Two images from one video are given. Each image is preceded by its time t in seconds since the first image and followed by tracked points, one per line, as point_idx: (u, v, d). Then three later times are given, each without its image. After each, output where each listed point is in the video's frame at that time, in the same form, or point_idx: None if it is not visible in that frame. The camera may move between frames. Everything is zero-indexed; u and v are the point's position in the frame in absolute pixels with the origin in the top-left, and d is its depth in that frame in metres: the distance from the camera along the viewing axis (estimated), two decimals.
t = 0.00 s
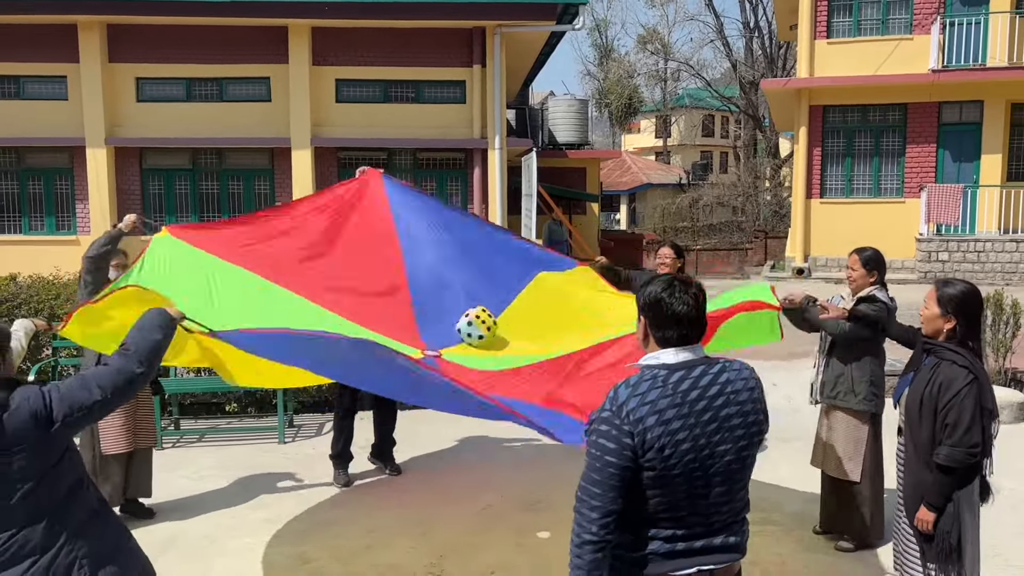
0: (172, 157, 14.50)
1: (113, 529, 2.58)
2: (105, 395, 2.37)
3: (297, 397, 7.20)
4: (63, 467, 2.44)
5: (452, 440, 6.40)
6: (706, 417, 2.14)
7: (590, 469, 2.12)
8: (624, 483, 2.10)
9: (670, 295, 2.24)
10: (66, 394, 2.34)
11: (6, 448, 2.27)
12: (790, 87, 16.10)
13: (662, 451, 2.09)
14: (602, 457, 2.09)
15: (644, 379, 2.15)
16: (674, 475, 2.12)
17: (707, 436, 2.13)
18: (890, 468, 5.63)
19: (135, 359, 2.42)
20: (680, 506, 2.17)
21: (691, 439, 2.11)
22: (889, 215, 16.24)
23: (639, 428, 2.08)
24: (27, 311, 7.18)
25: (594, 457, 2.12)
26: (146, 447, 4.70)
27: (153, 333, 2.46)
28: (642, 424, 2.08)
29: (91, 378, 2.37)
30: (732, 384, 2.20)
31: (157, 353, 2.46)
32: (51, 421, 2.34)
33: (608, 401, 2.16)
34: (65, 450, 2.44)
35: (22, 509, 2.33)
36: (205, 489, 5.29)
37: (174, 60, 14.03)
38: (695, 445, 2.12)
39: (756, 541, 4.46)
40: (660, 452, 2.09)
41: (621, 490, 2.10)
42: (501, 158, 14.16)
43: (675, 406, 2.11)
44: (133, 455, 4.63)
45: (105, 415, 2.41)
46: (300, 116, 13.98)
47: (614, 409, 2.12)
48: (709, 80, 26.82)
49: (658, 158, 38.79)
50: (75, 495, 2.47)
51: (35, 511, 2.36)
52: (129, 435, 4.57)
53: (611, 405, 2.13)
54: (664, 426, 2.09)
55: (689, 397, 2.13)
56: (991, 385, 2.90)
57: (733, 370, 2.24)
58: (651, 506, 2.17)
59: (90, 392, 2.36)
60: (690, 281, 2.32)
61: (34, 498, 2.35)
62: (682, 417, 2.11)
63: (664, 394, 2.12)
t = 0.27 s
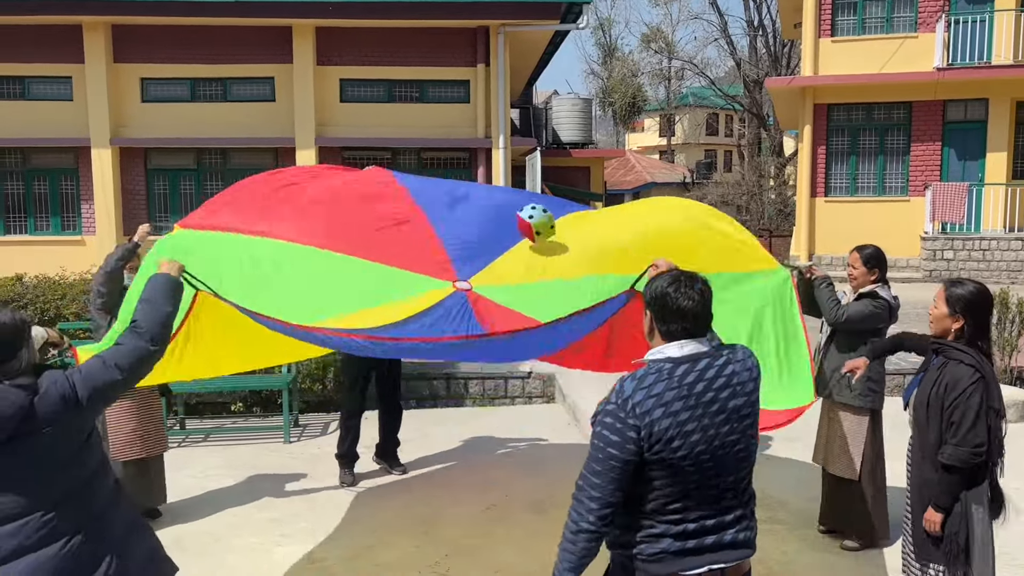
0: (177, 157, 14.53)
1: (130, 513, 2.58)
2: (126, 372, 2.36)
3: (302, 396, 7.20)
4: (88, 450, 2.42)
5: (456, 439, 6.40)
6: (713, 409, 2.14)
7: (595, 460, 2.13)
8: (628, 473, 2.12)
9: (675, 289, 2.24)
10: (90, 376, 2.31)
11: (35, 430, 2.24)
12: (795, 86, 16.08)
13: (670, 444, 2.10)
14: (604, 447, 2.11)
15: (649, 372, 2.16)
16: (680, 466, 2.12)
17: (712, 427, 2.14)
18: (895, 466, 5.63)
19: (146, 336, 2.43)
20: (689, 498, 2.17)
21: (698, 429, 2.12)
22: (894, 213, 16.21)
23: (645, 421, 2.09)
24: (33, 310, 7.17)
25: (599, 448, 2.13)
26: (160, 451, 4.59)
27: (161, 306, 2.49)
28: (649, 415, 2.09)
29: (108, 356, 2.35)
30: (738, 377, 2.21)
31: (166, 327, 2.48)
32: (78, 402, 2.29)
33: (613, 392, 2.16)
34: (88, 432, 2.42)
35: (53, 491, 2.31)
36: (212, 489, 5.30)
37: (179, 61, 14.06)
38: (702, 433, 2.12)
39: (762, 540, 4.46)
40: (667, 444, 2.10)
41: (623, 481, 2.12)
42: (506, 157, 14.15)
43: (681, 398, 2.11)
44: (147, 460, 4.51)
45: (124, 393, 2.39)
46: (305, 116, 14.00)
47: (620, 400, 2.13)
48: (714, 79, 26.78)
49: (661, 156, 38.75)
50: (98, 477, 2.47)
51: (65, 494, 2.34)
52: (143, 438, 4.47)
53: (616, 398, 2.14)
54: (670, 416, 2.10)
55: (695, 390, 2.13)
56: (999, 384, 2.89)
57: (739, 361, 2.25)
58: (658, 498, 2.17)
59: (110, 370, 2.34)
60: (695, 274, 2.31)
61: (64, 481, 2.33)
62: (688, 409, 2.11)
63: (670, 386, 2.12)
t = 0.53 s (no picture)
0: (184, 159, 14.58)
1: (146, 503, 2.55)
2: (120, 370, 2.30)
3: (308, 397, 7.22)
4: (93, 447, 2.39)
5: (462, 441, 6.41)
6: (710, 403, 2.14)
7: (598, 455, 2.17)
8: (626, 466, 2.15)
9: (669, 292, 2.25)
10: (83, 377, 2.26)
11: (31, 435, 2.21)
12: (800, 86, 16.08)
13: (664, 432, 2.12)
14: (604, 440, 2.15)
15: (646, 366, 2.19)
16: (674, 456, 2.13)
17: (709, 419, 2.14)
18: (901, 467, 5.62)
19: (136, 331, 2.35)
20: (689, 493, 2.17)
21: (694, 421, 2.12)
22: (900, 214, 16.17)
23: (641, 408, 2.12)
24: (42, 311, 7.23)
25: (601, 443, 2.17)
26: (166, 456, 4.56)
27: (150, 294, 2.40)
28: (644, 404, 2.12)
29: (100, 356, 2.29)
30: (737, 376, 2.21)
31: (156, 317, 2.40)
32: (75, 406, 2.25)
33: (614, 389, 2.21)
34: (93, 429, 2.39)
35: (56, 492, 2.27)
36: (219, 491, 5.32)
37: (185, 64, 14.11)
38: (697, 423, 2.13)
39: (767, 541, 4.46)
40: (662, 432, 2.12)
41: (625, 475, 2.15)
42: (511, 158, 14.16)
43: (676, 388, 2.13)
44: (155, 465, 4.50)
45: (123, 390, 2.34)
46: (310, 118, 14.03)
47: (619, 395, 2.17)
48: (719, 79, 26.76)
49: (667, 157, 38.72)
50: (105, 474, 2.44)
51: (69, 495, 2.31)
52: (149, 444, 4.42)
53: (616, 391, 2.19)
54: (664, 405, 2.12)
55: (691, 381, 2.14)
56: (1020, 391, 2.88)
57: (742, 367, 2.25)
58: (657, 491, 2.18)
59: (103, 369, 2.28)
60: (692, 279, 2.31)
61: (65, 482, 2.29)
62: (684, 400, 2.12)
63: (666, 378, 2.15)
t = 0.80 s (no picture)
0: (190, 163, 14.62)
1: (152, 506, 2.54)
2: (118, 372, 2.29)
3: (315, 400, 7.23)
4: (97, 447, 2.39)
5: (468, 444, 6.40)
6: (718, 411, 2.14)
7: (601, 457, 2.15)
8: (631, 470, 2.13)
9: (678, 295, 2.25)
10: (81, 380, 2.24)
11: (32, 441, 2.22)
12: (806, 88, 16.05)
13: (670, 438, 2.10)
14: (609, 443, 2.13)
15: (653, 369, 2.18)
16: (680, 464, 2.12)
17: (715, 426, 2.13)
18: (909, 470, 5.60)
19: (132, 330, 2.32)
20: (693, 499, 2.17)
21: (701, 429, 2.12)
22: (907, 215, 16.12)
23: (647, 414, 2.10)
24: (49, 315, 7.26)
25: (605, 446, 2.15)
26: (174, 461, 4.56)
27: (145, 293, 2.38)
28: (650, 409, 2.10)
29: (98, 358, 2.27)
30: (744, 383, 2.20)
31: (152, 315, 2.37)
32: (75, 410, 2.25)
33: (619, 390, 2.18)
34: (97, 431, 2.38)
35: (57, 496, 2.27)
36: (225, 494, 5.32)
37: (192, 68, 14.16)
38: (704, 431, 2.12)
39: (774, 544, 4.44)
40: (668, 439, 2.11)
41: (629, 479, 2.14)
42: (517, 161, 14.15)
43: (684, 395, 2.12)
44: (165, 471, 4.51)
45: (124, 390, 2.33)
46: (316, 121, 14.06)
47: (625, 397, 2.15)
48: (725, 81, 26.72)
49: (672, 159, 38.69)
50: (111, 475, 2.44)
51: (73, 497, 2.31)
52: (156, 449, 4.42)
53: (622, 394, 2.17)
54: (672, 412, 2.10)
55: (699, 388, 2.13)
56: None
57: (748, 371, 2.24)
58: (661, 497, 2.18)
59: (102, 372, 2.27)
60: (702, 281, 2.31)
61: (67, 485, 2.29)
62: (693, 408, 2.11)
63: (674, 384, 2.13)
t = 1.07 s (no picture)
0: (197, 167, 14.67)
1: (158, 503, 2.55)
2: (118, 368, 2.31)
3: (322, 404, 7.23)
4: (102, 447, 2.41)
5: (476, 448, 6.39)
6: (728, 426, 2.14)
7: (614, 482, 2.13)
8: (646, 494, 2.12)
9: (682, 302, 2.24)
10: (82, 379, 2.26)
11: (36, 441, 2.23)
12: (812, 90, 16.03)
13: (683, 461, 2.09)
14: (623, 468, 2.10)
15: (662, 388, 2.16)
16: (694, 484, 2.12)
17: (726, 443, 2.13)
18: (918, 474, 5.58)
19: (128, 326, 2.36)
20: (704, 515, 2.19)
21: (712, 448, 2.11)
22: (914, 217, 16.08)
23: (661, 438, 2.09)
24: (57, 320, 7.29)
25: (616, 469, 2.13)
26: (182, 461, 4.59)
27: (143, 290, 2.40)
28: (664, 434, 2.09)
29: (97, 357, 2.30)
30: (752, 393, 2.20)
31: (146, 311, 2.41)
32: (77, 409, 2.26)
33: (627, 411, 2.16)
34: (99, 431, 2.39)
35: (63, 497, 2.28)
36: (233, 498, 5.33)
37: (198, 72, 14.20)
38: (716, 450, 2.12)
39: (783, 548, 4.43)
40: (682, 461, 2.10)
41: (644, 502, 2.12)
42: (522, 164, 14.16)
43: (695, 415, 2.10)
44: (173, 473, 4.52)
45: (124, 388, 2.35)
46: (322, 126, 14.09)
47: (635, 420, 2.13)
48: (731, 83, 26.69)
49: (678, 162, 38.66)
50: (117, 474, 2.45)
51: (79, 497, 2.32)
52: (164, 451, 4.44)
53: (632, 417, 2.14)
54: (685, 435, 2.09)
55: (709, 406, 2.12)
56: None
57: (752, 377, 2.24)
58: (675, 515, 2.18)
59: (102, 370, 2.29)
60: (705, 286, 2.30)
61: (74, 485, 2.30)
62: (704, 428, 2.11)
63: (685, 404, 2.12)
